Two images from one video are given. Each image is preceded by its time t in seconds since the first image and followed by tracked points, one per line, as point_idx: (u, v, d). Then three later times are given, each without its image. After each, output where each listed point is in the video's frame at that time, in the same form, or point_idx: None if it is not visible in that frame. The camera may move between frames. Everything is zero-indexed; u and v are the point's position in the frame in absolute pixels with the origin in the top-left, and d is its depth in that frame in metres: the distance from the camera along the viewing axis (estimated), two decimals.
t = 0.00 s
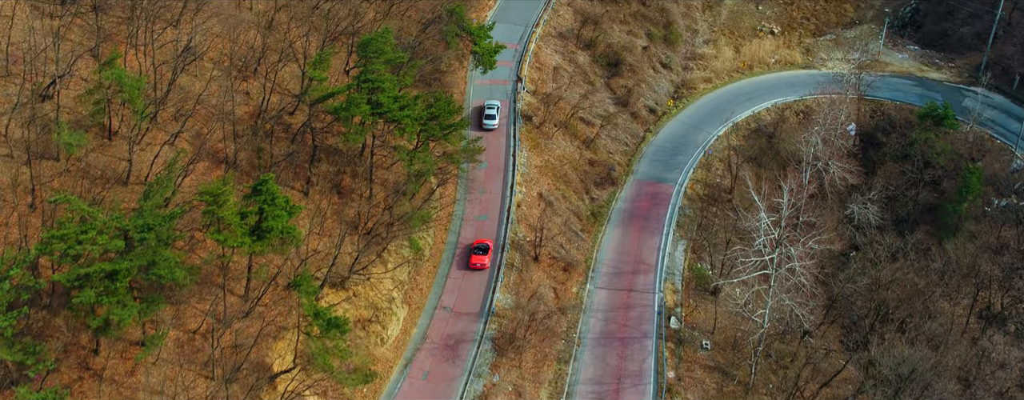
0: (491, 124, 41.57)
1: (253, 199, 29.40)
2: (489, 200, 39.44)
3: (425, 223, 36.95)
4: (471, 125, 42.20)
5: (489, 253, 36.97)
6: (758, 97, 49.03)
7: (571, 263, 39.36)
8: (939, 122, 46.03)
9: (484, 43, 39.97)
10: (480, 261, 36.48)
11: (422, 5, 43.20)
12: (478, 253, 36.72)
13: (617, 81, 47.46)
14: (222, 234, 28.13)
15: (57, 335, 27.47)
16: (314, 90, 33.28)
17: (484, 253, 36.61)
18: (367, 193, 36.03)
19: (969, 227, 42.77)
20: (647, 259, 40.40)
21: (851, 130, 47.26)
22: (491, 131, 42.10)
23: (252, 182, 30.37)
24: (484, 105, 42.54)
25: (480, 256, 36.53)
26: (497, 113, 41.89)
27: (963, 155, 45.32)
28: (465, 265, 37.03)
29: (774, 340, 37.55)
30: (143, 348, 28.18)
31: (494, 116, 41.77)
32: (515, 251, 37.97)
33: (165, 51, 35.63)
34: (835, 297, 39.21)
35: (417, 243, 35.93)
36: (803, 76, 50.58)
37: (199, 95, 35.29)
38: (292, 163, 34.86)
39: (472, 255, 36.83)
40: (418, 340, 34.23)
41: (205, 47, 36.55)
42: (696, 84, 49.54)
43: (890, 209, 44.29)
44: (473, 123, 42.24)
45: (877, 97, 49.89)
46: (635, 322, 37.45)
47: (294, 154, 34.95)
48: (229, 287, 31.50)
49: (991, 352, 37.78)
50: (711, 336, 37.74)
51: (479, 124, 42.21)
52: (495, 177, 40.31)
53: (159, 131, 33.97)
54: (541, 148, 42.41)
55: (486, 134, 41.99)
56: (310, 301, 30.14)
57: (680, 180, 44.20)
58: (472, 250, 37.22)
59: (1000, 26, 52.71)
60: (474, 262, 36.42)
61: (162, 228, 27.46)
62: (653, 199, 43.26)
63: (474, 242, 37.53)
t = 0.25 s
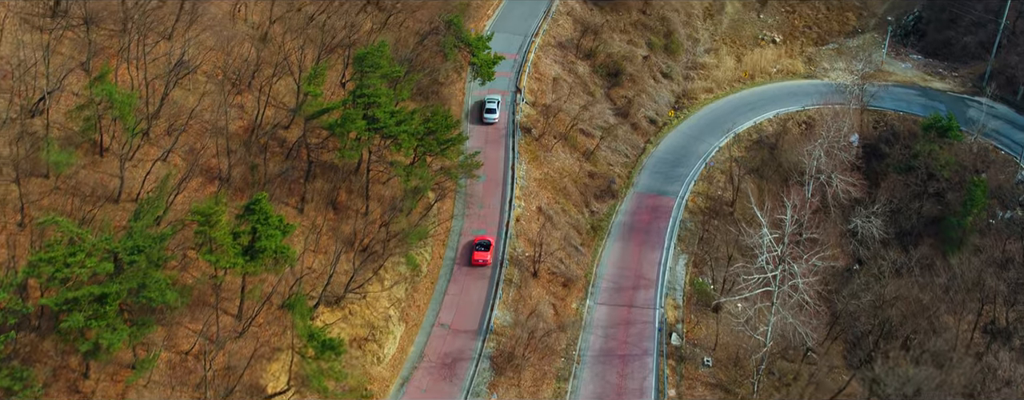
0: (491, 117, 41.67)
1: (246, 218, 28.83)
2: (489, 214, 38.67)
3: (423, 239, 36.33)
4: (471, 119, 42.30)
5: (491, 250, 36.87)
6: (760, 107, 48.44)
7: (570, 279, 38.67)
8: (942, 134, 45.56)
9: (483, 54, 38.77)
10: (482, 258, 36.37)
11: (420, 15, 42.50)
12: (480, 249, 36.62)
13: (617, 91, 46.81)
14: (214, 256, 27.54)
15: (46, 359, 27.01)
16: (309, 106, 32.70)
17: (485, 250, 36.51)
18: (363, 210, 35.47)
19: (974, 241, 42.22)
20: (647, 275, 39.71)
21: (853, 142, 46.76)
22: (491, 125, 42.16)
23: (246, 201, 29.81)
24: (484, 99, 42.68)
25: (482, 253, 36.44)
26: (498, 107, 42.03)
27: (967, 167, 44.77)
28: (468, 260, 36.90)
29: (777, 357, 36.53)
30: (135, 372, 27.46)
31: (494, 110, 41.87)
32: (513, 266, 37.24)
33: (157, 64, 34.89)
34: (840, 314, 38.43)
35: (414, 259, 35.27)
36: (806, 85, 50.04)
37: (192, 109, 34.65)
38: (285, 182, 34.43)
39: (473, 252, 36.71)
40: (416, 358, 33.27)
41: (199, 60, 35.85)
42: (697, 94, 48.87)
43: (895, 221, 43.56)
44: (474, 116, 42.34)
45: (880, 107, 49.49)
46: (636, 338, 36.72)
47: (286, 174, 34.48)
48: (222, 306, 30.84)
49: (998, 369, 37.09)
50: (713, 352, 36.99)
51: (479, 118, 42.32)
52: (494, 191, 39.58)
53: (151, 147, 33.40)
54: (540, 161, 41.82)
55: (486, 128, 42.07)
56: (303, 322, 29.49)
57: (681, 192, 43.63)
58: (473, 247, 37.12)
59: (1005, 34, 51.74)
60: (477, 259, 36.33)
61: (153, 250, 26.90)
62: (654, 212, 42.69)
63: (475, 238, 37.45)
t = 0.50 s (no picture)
0: (491, 112, 41.85)
1: (239, 237, 28.31)
2: (487, 227, 38.14)
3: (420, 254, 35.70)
4: (472, 115, 42.57)
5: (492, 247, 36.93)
6: (761, 117, 47.93)
7: (570, 293, 38.03)
8: (946, 144, 45.12)
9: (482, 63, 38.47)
10: (483, 255, 36.40)
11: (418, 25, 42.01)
12: (481, 246, 36.67)
13: (617, 100, 46.20)
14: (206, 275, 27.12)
15: (33, 381, 26.42)
16: (304, 119, 32.17)
17: (486, 246, 36.57)
18: (359, 224, 34.92)
19: (978, 253, 41.74)
20: (647, 289, 39.10)
21: (856, 152, 46.28)
22: (489, 136, 41.63)
23: (238, 219, 29.29)
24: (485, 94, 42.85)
25: (484, 250, 36.48)
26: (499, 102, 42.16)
27: (972, 178, 44.17)
28: (469, 258, 36.91)
29: (780, 375, 36.15)
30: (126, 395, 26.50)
31: (494, 105, 42.01)
32: (512, 281, 36.57)
33: (150, 77, 34.25)
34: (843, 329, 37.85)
35: (411, 276, 34.65)
36: (808, 94, 49.58)
37: (186, 122, 34.09)
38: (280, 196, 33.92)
39: (475, 249, 36.74)
40: (412, 375, 32.48)
41: (193, 72, 35.13)
42: (698, 103, 48.26)
43: (897, 234, 43.16)
44: (475, 112, 42.61)
45: (883, 116, 48.92)
46: (636, 353, 36.07)
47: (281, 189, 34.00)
48: (215, 324, 30.16)
49: (1004, 385, 36.20)
50: (714, 368, 36.55)
51: (480, 113, 42.55)
52: (493, 203, 39.12)
53: (144, 161, 32.83)
54: (540, 172, 41.28)
55: (487, 122, 42.26)
56: (296, 342, 28.66)
57: (681, 204, 43.10)
58: (474, 244, 37.16)
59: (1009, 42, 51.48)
60: (479, 256, 36.40)
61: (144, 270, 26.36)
62: (654, 224, 42.16)
63: (477, 235, 37.52)
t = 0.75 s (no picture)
0: (491, 107, 41.90)
1: (231, 259, 27.70)
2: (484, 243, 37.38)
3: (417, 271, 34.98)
4: (471, 110, 42.56)
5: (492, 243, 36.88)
6: (763, 128, 47.26)
7: (569, 310, 37.38)
8: (951, 158, 44.22)
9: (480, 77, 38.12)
10: (484, 251, 36.43)
11: (415, 36, 41.41)
12: (481, 243, 36.64)
13: (617, 112, 45.59)
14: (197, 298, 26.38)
15: None
16: (298, 136, 31.66)
17: (486, 243, 36.52)
18: (356, 242, 34.29)
19: (983, 269, 41.23)
20: (647, 305, 38.23)
21: (858, 163, 45.53)
22: (487, 149, 40.90)
23: (231, 241, 28.69)
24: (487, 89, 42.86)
25: (484, 246, 36.45)
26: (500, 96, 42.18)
27: (976, 191, 43.76)
28: (469, 255, 36.95)
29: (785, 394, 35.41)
30: None
31: (495, 100, 42.03)
32: (510, 298, 35.80)
33: (141, 91, 33.62)
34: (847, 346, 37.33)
35: (407, 297, 34.00)
36: (810, 104, 48.96)
37: (178, 139, 33.52)
38: (274, 213, 33.30)
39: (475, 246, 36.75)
40: (408, 395, 31.65)
41: (185, 87, 34.56)
42: (699, 115, 47.63)
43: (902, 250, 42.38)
44: (474, 107, 42.61)
45: (887, 128, 48.27)
46: (636, 371, 35.21)
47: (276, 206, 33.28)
48: (206, 346, 29.45)
49: None
50: (715, 386, 36.00)
51: (479, 108, 42.56)
52: (491, 217, 38.34)
53: (136, 178, 32.26)
54: (539, 186, 40.73)
55: (486, 117, 42.31)
56: (289, 367, 27.78)
57: (682, 217, 42.40)
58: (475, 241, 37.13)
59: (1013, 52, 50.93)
60: (479, 253, 36.35)
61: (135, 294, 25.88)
62: (655, 238, 41.43)
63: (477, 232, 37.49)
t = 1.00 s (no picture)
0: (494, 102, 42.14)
1: (223, 280, 27.32)
2: (482, 258, 36.82)
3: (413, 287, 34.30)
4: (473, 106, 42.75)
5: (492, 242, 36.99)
6: (764, 140, 46.75)
7: (569, 326, 36.79)
8: (956, 169, 43.38)
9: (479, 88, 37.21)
10: (483, 250, 36.46)
11: (413, 48, 40.90)
12: (481, 241, 36.77)
13: (617, 123, 44.99)
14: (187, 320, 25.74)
15: None
16: (293, 152, 31.07)
17: (486, 241, 36.63)
18: (351, 258, 33.71)
19: (987, 283, 40.76)
20: (647, 320, 37.64)
21: (861, 175, 44.81)
22: (485, 162, 40.43)
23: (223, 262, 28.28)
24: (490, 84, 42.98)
25: (483, 244, 36.57)
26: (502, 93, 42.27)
27: (981, 203, 43.16)
28: (469, 253, 37.00)
29: None
30: None
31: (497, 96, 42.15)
32: (508, 315, 35.13)
33: (133, 105, 33.02)
34: (850, 363, 36.82)
35: (404, 315, 33.43)
36: (812, 114, 48.47)
37: (171, 154, 32.95)
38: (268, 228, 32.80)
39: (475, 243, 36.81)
40: None
41: (178, 101, 33.96)
42: (699, 125, 47.06)
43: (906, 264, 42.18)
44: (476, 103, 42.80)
45: (889, 139, 47.79)
46: (636, 388, 34.53)
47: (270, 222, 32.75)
48: (198, 367, 28.77)
49: None
50: None
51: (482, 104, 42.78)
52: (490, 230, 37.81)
53: (128, 195, 31.74)
54: (537, 199, 40.20)
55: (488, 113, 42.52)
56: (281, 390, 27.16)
57: (682, 231, 41.89)
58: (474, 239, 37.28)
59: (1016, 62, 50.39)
60: (479, 251, 36.46)
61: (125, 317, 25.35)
62: (655, 252, 40.90)
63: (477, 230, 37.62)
